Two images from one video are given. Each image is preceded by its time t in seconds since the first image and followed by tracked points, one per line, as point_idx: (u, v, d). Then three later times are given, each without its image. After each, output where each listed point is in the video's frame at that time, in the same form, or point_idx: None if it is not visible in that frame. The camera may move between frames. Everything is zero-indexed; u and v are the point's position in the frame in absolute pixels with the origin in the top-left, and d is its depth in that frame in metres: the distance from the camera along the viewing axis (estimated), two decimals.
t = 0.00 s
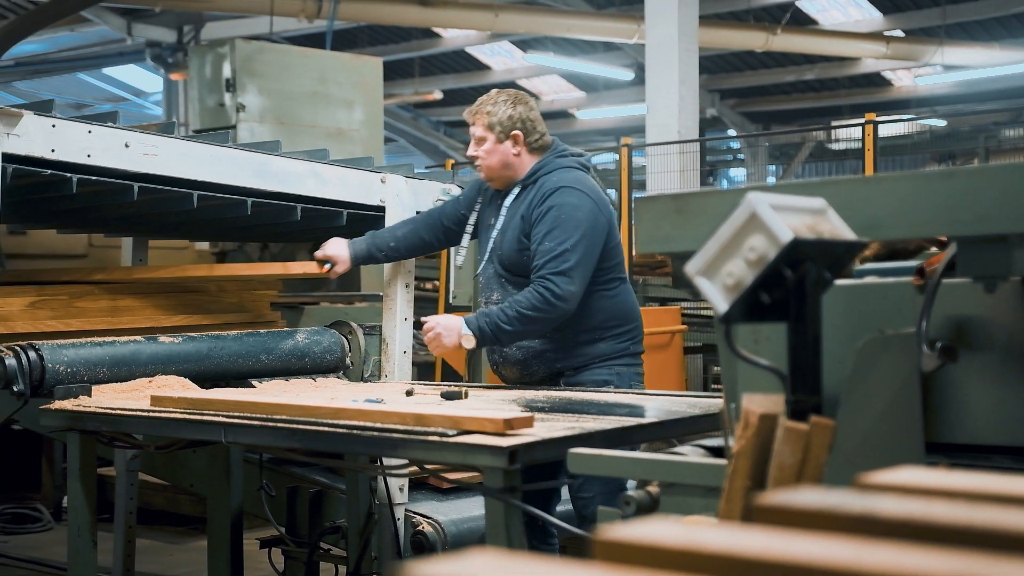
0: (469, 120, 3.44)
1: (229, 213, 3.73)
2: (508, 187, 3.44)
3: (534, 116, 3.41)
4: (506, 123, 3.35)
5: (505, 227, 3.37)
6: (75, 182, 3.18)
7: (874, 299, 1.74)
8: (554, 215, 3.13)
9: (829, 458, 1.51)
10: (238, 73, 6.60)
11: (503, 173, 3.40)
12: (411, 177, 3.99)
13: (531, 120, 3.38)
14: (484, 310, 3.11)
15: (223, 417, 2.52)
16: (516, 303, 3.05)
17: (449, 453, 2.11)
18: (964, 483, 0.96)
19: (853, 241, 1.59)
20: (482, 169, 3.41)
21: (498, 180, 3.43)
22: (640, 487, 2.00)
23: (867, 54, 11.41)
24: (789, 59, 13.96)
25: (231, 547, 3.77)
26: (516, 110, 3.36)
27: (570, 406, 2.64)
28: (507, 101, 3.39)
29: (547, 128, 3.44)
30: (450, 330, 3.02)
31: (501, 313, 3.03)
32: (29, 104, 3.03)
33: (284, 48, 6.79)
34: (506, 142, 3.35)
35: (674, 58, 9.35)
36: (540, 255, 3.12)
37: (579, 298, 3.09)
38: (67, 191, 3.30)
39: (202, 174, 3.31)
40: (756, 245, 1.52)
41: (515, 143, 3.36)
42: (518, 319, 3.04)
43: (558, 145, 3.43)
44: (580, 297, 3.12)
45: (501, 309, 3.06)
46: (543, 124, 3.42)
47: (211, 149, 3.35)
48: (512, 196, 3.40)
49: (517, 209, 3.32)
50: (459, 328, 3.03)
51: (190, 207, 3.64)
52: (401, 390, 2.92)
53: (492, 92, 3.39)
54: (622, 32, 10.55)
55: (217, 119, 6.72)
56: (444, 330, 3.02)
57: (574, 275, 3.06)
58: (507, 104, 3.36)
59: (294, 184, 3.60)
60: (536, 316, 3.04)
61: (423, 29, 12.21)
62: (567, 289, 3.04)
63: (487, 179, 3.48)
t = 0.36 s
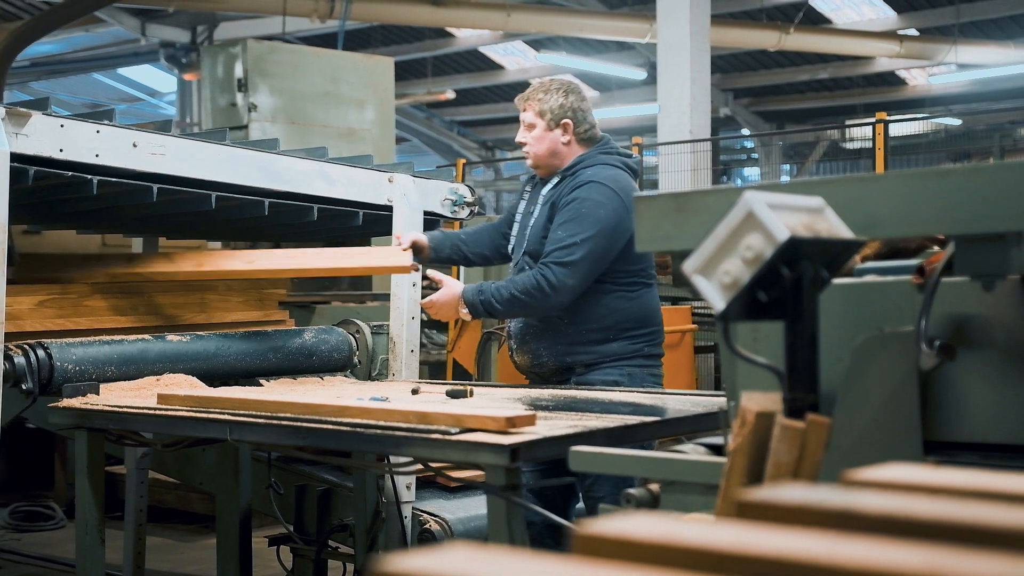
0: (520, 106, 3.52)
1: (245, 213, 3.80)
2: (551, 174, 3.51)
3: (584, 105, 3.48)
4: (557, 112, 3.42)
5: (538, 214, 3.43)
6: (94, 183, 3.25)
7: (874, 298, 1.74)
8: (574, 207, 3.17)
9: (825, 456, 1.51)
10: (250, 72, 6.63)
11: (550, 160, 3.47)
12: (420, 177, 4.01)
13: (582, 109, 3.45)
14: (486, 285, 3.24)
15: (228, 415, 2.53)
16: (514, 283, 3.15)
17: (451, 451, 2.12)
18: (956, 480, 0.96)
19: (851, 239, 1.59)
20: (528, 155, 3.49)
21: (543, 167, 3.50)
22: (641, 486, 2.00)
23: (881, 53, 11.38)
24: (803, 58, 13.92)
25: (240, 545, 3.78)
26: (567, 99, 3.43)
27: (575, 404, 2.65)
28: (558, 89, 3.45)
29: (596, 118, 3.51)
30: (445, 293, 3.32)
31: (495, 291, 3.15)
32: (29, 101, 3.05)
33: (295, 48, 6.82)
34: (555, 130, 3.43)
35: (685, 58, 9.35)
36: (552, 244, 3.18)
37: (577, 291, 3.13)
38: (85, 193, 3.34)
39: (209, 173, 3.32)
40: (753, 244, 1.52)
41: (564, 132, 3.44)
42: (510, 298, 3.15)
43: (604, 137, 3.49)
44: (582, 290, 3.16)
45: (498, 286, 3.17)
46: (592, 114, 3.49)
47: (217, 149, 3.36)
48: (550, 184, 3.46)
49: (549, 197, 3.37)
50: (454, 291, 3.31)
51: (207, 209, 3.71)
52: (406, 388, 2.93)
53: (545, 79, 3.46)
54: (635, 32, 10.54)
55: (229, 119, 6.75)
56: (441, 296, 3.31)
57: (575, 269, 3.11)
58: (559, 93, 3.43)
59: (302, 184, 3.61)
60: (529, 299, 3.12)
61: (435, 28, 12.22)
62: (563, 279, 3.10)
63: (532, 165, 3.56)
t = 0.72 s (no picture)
0: (552, 100, 3.56)
1: (260, 215, 3.85)
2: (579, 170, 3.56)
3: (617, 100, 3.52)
4: (590, 108, 3.46)
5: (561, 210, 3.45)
6: (109, 183, 3.28)
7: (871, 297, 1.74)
8: (601, 202, 3.19)
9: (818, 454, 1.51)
10: (259, 73, 6.65)
11: (580, 155, 3.52)
12: (424, 177, 4.04)
13: (615, 104, 3.50)
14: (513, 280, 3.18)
15: (230, 414, 2.55)
16: (542, 282, 3.10)
17: (451, 450, 2.12)
18: (934, 477, 0.97)
19: (846, 238, 1.59)
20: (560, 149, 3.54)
21: (573, 161, 3.56)
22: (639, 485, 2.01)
23: (891, 53, 11.36)
24: (814, 58, 13.89)
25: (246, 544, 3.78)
26: (600, 95, 3.47)
27: (578, 404, 2.66)
28: (591, 84, 3.50)
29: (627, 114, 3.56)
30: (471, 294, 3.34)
31: (527, 287, 3.10)
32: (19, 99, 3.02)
33: (304, 49, 6.82)
34: (588, 125, 3.48)
35: (695, 58, 9.35)
36: (579, 240, 3.18)
37: (607, 289, 3.13)
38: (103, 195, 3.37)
39: (215, 173, 3.34)
40: (747, 243, 1.52)
41: (596, 128, 3.49)
42: (541, 297, 3.10)
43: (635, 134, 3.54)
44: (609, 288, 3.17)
45: (529, 282, 3.12)
46: (624, 109, 3.53)
47: (222, 149, 3.37)
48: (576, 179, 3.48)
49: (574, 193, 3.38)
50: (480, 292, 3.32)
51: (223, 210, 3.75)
52: (409, 388, 2.94)
53: (577, 75, 3.50)
54: (646, 32, 10.53)
55: (238, 120, 6.76)
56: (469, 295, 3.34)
57: (605, 267, 3.11)
58: (592, 89, 3.47)
59: (306, 184, 3.63)
60: (560, 297, 3.10)
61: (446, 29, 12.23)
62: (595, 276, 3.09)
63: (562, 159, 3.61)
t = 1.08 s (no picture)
0: (563, 105, 3.57)
1: (269, 219, 3.87)
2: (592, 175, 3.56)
3: (628, 102, 3.53)
4: (602, 110, 3.47)
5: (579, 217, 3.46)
6: (119, 188, 3.31)
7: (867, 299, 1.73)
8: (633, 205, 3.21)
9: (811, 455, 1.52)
10: (266, 76, 6.66)
11: (594, 158, 3.53)
12: (428, 180, 4.05)
13: (626, 105, 3.51)
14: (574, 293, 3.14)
15: (232, 416, 2.56)
16: (609, 288, 3.06)
17: (449, 452, 2.13)
18: (916, 479, 0.98)
19: (841, 241, 1.59)
20: (572, 153, 3.55)
21: (587, 165, 3.55)
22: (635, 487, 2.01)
23: (900, 56, 11.33)
24: (823, 60, 13.86)
25: (250, 547, 3.79)
26: (612, 96, 3.48)
27: (579, 406, 2.66)
28: (601, 87, 3.51)
29: (638, 116, 3.57)
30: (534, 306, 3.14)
31: (593, 296, 3.06)
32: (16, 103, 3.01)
33: (311, 52, 6.83)
34: (600, 128, 3.48)
35: (702, 61, 9.34)
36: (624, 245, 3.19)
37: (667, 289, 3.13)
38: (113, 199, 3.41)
39: (219, 176, 3.36)
40: (741, 246, 1.53)
41: (608, 129, 3.49)
42: (612, 303, 3.06)
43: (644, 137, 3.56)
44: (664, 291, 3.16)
45: (592, 293, 3.08)
46: (635, 111, 3.55)
47: (226, 152, 3.39)
48: (593, 181, 3.50)
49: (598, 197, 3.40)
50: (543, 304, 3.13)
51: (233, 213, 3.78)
52: (411, 390, 2.95)
53: (588, 78, 3.51)
54: (653, 34, 10.52)
55: (246, 123, 6.77)
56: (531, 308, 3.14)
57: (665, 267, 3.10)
58: (603, 92, 3.48)
59: (310, 187, 3.64)
60: (629, 301, 3.07)
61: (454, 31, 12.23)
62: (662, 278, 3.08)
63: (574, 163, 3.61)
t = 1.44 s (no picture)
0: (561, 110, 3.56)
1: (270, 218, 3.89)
2: (596, 176, 3.56)
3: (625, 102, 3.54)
4: (603, 112, 3.47)
5: (592, 215, 3.47)
6: (120, 188, 3.33)
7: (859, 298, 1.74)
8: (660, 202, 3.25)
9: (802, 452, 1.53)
10: (271, 76, 6.68)
11: (598, 160, 3.52)
12: (429, 179, 4.06)
13: (626, 105, 3.51)
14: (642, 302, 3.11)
15: (231, 414, 2.57)
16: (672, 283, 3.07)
17: (445, 451, 2.14)
18: (896, 477, 0.99)
19: (833, 240, 1.60)
20: (574, 157, 3.53)
21: (592, 167, 3.55)
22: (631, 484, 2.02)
23: (905, 55, 11.32)
24: (829, 60, 13.84)
25: (252, 544, 3.80)
26: (612, 98, 3.48)
27: (577, 405, 2.67)
28: (598, 88, 3.51)
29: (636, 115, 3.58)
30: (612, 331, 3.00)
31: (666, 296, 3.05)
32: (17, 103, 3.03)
33: (316, 52, 6.85)
34: (603, 130, 3.48)
35: (707, 61, 9.33)
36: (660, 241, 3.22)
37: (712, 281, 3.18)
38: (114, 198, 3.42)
39: (219, 176, 3.37)
40: (732, 245, 1.53)
41: (611, 131, 3.49)
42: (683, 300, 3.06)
43: (643, 136, 3.58)
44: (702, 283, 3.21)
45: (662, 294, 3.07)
46: (633, 111, 3.56)
47: (227, 152, 3.40)
48: (602, 181, 3.51)
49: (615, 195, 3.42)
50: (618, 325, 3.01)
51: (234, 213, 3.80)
52: (411, 389, 2.96)
53: (585, 81, 3.51)
54: (658, 34, 10.52)
55: (251, 122, 6.79)
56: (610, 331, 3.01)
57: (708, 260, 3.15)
58: (602, 94, 3.48)
59: (311, 186, 3.65)
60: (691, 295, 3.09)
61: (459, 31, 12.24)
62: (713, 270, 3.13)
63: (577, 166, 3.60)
